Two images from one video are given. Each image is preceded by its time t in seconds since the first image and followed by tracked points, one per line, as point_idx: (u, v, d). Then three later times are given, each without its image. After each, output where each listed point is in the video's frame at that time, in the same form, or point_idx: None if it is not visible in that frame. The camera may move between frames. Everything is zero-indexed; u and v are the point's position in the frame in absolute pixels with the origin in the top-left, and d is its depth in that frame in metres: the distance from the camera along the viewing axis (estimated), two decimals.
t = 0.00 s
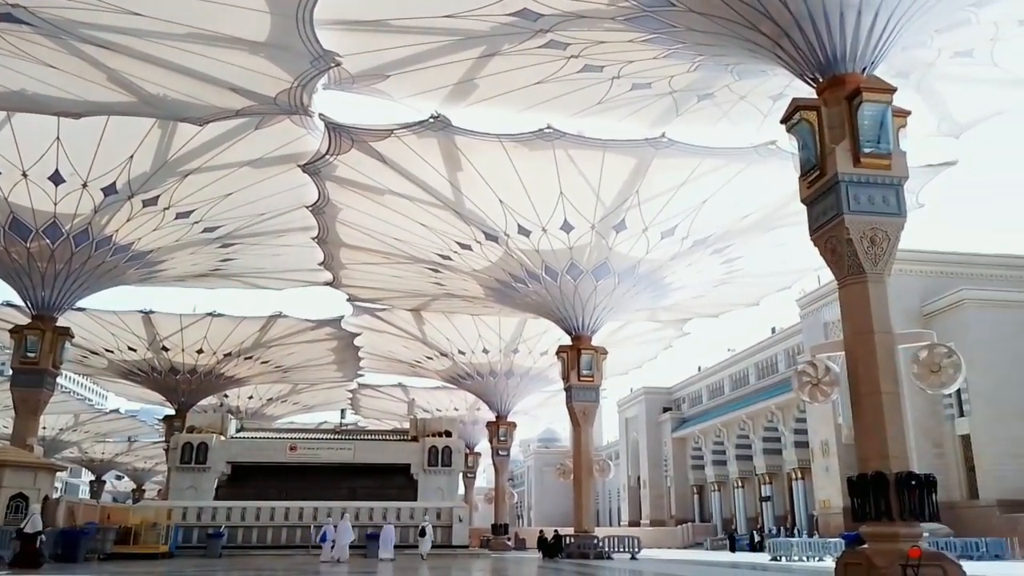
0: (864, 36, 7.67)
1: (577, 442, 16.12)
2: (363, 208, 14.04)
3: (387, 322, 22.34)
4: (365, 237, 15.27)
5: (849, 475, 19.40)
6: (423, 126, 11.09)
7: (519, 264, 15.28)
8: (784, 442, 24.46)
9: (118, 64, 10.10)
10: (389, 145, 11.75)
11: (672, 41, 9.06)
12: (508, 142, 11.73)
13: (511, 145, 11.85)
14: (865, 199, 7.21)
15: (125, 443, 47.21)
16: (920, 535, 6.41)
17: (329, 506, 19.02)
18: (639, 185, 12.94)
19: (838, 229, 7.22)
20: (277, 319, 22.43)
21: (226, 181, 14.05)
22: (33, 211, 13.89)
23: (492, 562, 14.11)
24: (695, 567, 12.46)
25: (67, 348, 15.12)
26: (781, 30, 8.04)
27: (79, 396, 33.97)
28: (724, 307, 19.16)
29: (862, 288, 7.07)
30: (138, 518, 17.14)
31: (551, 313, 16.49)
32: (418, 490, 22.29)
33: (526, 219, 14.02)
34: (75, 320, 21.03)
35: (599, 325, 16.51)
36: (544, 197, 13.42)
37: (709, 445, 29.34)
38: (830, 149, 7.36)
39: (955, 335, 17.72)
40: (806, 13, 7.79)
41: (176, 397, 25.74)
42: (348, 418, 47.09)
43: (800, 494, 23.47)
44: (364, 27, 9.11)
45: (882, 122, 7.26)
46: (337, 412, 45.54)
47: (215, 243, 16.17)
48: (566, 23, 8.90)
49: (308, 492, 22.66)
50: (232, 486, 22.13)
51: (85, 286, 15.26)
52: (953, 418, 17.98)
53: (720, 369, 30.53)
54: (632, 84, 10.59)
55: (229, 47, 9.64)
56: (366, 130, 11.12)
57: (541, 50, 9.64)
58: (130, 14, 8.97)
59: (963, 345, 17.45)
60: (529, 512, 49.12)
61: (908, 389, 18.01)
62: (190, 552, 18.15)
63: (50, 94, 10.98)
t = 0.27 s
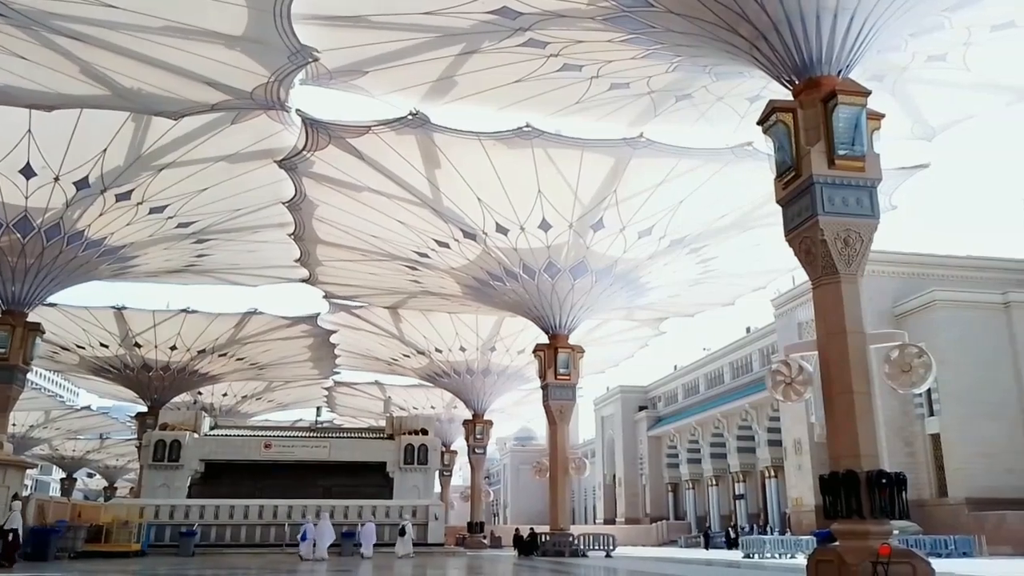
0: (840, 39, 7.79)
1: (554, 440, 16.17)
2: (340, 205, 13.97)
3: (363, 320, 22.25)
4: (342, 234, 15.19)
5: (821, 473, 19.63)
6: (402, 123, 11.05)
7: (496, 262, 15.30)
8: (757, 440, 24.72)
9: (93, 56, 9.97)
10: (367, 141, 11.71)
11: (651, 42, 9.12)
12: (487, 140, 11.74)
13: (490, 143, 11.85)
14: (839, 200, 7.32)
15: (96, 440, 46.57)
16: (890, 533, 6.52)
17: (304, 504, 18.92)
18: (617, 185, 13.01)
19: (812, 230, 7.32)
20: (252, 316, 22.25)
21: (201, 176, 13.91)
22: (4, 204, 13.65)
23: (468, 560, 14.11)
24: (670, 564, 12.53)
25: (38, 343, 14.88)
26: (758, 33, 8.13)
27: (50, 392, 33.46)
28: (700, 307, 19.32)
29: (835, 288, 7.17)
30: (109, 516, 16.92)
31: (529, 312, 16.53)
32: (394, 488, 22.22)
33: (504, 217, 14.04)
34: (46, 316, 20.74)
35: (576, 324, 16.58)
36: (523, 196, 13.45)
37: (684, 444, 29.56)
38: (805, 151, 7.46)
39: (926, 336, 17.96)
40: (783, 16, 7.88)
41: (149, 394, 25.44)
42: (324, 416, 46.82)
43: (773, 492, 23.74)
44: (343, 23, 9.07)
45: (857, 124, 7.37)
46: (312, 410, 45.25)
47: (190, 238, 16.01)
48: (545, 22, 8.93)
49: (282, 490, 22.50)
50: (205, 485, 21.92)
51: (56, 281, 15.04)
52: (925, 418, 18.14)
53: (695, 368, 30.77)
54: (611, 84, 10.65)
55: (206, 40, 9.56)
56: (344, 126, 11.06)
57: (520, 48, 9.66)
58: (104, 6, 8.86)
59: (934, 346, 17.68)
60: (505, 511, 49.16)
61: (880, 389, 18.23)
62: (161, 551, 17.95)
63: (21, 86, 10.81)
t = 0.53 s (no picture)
0: (818, 41, 7.88)
1: (533, 438, 16.21)
2: (319, 201, 13.89)
3: (342, 317, 22.14)
4: (321, 230, 15.11)
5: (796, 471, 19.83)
6: (382, 119, 11.01)
7: (476, 260, 15.30)
8: (734, 438, 24.93)
9: (68, 49, 9.84)
10: (347, 137, 11.66)
11: (631, 41, 9.16)
12: (467, 138, 11.73)
13: (470, 140, 11.84)
14: (816, 200, 7.40)
15: (70, 437, 45.94)
16: (864, 530, 6.61)
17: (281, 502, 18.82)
18: (597, 184, 13.06)
19: (789, 230, 7.40)
20: (230, 313, 22.06)
21: (179, 170, 13.78)
22: None
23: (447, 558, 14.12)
24: (648, 561, 12.60)
25: (11, 339, 14.64)
26: (737, 33, 8.19)
27: (22, 389, 32.97)
28: (678, 305, 19.45)
29: (812, 287, 7.26)
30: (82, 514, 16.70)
31: (509, 310, 16.55)
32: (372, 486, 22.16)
33: (484, 215, 14.04)
34: (18, 311, 20.44)
35: (555, 322, 16.63)
36: (503, 194, 13.46)
37: (662, 442, 29.75)
38: (783, 151, 7.54)
39: (900, 335, 18.21)
40: (763, 17, 7.94)
41: (124, 390, 25.15)
42: (302, 413, 46.54)
43: (750, 489, 23.96)
44: (323, 19, 9.02)
45: (834, 125, 7.47)
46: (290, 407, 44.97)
47: (166, 234, 15.84)
48: (526, 20, 8.94)
49: (259, 488, 22.35)
50: (180, 482, 21.72)
51: (29, 275, 14.74)
52: (898, 416, 18.36)
53: (673, 367, 30.98)
54: (591, 83, 10.69)
55: (184, 34, 9.47)
56: (323, 122, 11.00)
57: (501, 46, 9.66)
58: None
59: (907, 345, 17.93)
60: (484, 508, 49.22)
61: (855, 387, 18.47)
62: (136, 549, 17.76)
63: None
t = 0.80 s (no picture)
0: (797, 43, 7.94)
1: (512, 437, 16.22)
2: (299, 198, 13.79)
3: (322, 314, 22.02)
4: (301, 227, 15.01)
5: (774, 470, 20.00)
6: (363, 116, 10.96)
7: (457, 258, 15.27)
8: (712, 437, 25.10)
9: (44, 42, 9.69)
10: (327, 134, 11.58)
11: (613, 41, 9.18)
12: (448, 136, 11.70)
13: (451, 138, 11.81)
14: (794, 201, 7.46)
15: (44, 435, 45.31)
16: (839, 528, 6.67)
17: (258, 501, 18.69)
18: (578, 183, 13.08)
19: (768, 230, 7.46)
20: (207, 310, 21.86)
21: (156, 166, 13.63)
22: None
23: (425, 557, 14.08)
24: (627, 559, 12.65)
25: None
26: (717, 34, 8.24)
27: None
28: (658, 305, 19.54)
29: (789, 287, 7.32)
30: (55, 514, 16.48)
31: (489, 308, 16.54)
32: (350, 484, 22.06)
33: (465, 213, 14.02)
34: None
35: (535, 321, 16.64)
36: (484, 192, 13.44)
37: (641, 440, 29.89)
38: (762, 152, 7.59)
39: (875, 335, 18.42)
40: (743, 19, 7.99)
41: (99, 388, 24.84)
42: (280, 411, 46.24)
43: (728, 488, 24.12)
44: (305, 15, 8.95)
45: (812, 127, 7.53)
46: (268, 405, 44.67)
47: (143, 230, 15.66)
48: (508, 19, 8.93)
49: (237, 487, 22.16)
50: (156, 481, 21.50)
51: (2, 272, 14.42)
52: (874, 415, 18.55)
53: (653, 366, 31.12)
54: (573, 82, 10.70)
55: (163, 28, 9.36)
56: (303, 119, 10.92)
57: (483, 44, 9.65)
58: None
59: (882, 345, 18.13)
60: (463, 506, 49.21)
61: (831, 387, 18.66)
62: (111, 549, 17.55)
63: None
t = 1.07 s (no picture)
0: (776, 47, 8.01)
1: (490, 437, 16.21)
2: (278, 196, 13.69)
3: (300, 313, 21.87)
4: (279, 225, 14.90)
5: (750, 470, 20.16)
6: (342, 114, 10.90)
7: (437, 258, 15.24)
8: (690, 438, 25.26)
9: (18, 35, 9.55)
10: (307, 132, 11.50)
11: (594, 42, 9.21)
12: (429, 135, 11.68)
13: (432, 137, 11.78)
14: (772, 204, 7.53)
15: (16, 434, 44.63)
16: (814, 528, 6.73)
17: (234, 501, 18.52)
18: (558, 184, 13.10)
19: (746, 232, 7.52)
20: (184, 308, 21.64)
21: (132, 162, 13.47)
22: None
23: (403, 557, 14.04)
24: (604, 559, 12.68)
25: None
26: (697, 38, 8.28)
27: None
28: (636, 305, 19.63)
29: (767, 289, 7.39)
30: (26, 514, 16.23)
31: (468, 308, 16.52)
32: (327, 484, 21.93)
33: (446, 212, 14.00)
34: None
35: (515, 321, 16.65)
36: (464, 192, 13.42)
37: (619, 441, 30.00)
38: (740, 155, 7.66)
39: (851, 337, 18.62)
40: (723, 22, 8.04)
41: (72, 387, 24.51)
42: (257, 411, 45.89)
43: (704, 488, 24.27)
44: (284, 12, 8.90)
45: (790, 131, 7.61)
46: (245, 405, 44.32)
47: (119, 227, 15.47)
48: (489, 18, 8.94)
49: (212, 487, 21.96)
50: (130, 481, 21.24)
51: None
52: (848, 416, 18.77)
53: (631, 366, 31.26)
54: (554, 83, 10.72)
55: (141, 23, 9.27)
56: (282, 116, 10.84)
57: (465, 44, 9.64)
58: None
59: (857, 347, 18.33)
60: (441, 506, 49.13)
61: (807, 388, 18.84)
62: (83, 549, 17.32)
63: None
